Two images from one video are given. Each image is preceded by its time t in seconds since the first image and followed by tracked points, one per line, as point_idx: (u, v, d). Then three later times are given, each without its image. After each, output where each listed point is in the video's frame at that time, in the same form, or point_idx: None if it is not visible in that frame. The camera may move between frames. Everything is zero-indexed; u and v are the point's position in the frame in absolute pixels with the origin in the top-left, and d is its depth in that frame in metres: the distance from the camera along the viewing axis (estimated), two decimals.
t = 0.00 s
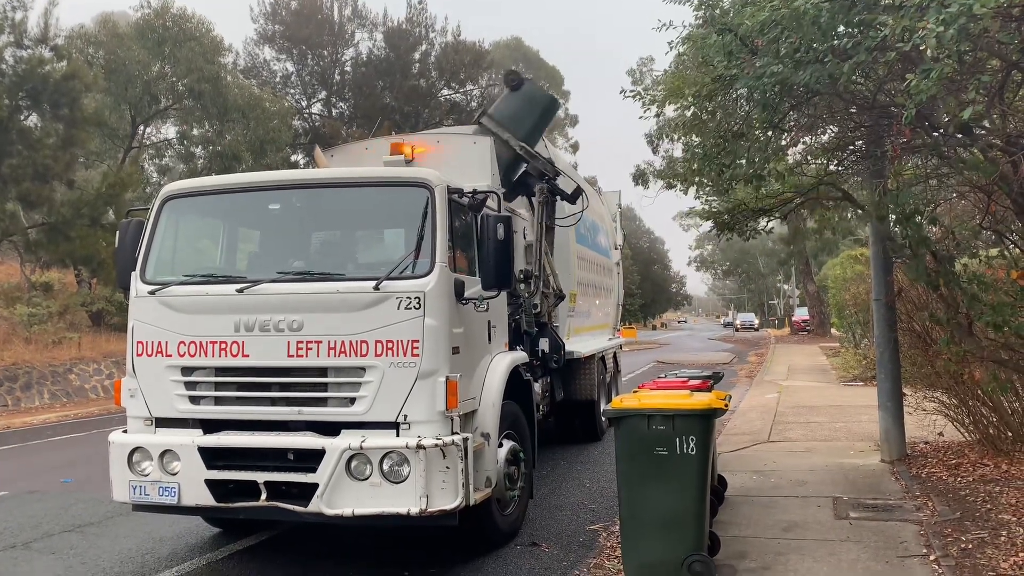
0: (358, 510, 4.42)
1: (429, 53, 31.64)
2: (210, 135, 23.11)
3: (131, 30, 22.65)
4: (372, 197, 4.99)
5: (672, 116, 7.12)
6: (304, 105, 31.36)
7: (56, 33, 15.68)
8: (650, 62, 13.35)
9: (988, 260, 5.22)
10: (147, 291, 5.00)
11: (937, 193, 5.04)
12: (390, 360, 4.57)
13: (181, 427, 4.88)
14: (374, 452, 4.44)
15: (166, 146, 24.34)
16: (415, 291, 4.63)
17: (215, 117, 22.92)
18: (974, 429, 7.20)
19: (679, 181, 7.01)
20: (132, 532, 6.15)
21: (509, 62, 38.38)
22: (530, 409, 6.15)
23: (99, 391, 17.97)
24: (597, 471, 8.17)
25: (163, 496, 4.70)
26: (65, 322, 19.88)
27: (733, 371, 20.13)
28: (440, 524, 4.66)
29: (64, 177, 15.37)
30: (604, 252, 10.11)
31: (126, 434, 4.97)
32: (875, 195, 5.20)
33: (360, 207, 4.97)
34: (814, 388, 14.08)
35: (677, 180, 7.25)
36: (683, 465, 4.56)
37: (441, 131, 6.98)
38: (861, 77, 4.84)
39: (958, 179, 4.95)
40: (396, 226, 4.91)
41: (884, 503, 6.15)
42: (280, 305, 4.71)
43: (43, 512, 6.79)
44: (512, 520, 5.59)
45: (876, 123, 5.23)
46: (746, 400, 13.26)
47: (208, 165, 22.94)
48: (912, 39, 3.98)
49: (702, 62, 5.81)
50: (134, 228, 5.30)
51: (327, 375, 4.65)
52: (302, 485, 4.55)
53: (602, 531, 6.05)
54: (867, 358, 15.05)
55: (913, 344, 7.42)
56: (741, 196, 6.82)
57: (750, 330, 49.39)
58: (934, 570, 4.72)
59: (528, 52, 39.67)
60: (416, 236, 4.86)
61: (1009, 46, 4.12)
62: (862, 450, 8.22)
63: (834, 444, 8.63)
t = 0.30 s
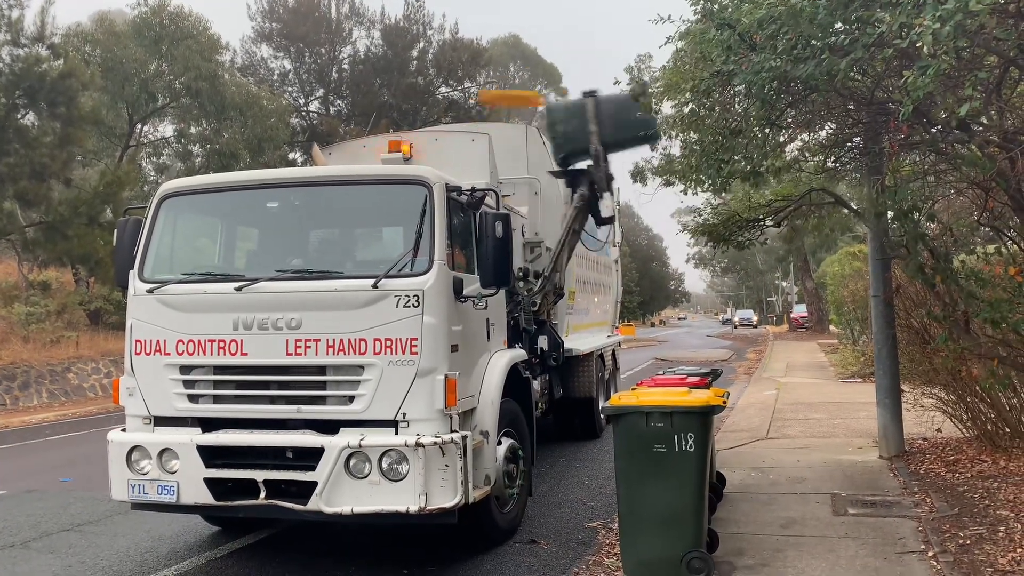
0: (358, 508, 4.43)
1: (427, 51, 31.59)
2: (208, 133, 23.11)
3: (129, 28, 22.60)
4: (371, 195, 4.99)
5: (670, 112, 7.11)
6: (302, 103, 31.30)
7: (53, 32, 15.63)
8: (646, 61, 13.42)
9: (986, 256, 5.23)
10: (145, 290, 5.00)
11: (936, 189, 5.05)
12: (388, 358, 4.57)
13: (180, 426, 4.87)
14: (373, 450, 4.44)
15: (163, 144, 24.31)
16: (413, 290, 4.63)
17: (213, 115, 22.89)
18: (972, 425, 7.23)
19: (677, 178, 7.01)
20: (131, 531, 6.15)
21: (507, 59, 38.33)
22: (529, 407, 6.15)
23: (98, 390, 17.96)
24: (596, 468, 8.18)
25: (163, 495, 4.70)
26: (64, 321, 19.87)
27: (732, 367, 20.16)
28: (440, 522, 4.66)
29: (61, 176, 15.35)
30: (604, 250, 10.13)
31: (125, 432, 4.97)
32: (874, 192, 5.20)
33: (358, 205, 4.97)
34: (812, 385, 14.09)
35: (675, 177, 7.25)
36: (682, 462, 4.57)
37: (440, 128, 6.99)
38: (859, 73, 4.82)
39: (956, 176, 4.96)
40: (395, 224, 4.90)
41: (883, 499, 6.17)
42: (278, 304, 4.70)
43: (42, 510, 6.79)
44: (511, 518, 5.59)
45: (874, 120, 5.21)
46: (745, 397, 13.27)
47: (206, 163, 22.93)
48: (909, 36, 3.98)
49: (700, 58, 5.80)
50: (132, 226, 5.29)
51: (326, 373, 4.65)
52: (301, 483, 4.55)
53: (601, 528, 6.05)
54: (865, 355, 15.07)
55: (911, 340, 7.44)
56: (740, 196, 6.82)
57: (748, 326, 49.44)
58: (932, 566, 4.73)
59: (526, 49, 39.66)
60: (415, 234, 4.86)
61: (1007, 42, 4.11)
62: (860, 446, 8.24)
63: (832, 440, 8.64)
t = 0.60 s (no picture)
0: (353, 507, 4.42)
1: (421, 48, 31.53)
2: (202, 131, 23.07)
3: (122, 26, 22.51)
4: (365, 194, 4.98)
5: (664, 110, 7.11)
6: (296, 101, 31.22)
7: (46, 29, 15.54)
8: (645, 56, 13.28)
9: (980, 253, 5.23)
10: (138, 288, 4.98)
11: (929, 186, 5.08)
12: (383, 356, 4.57)
13: (174, 425, 4.86)
14: (368, 449, 4.43)
15: (157, 143, 24.22)
16: (408, 288, 4.62)
17: (207, 113, 22.83)
18: (965, 421, 7.24)
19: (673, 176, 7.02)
20: (125, 530, 6.13)
21: (501, 56, 38.25)
22: (524, 404, 6.15)
23: (92, 389, 17.91)
24: (592, 466, 8.19)
25: (157, 494, 4.69)
26: (57, 321, 19.78)
27: (727, 364, 20.20)
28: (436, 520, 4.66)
29: (55, 174, 15.28)
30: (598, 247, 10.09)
31: (119, 431, 4.95)
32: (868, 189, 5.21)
33: (353, 204, 4.96)
34: (807, 382, 14.12)
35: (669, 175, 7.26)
36: (677, 459, 4.57)
37: (434, 125, 6.99)
38: (853, 70, 4.82)
39: (949, 173, 4.96)
40: (389, 222, 4.89)
41: (877, 496, 6.18)
42: (272, 302, 4.69)
43: (36, 511, 6.77)
44: (507, 516, 5.59)
45: (868, 117, 5.24)
46: (740, 394, 13.29)
47: (200, 162, 22.90)
48: (902, 34, 3.99)
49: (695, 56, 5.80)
50: (126, 225, 5.27)
51: (320, 372, 4.65)
52: (296, 481, 4.54)
53: (597, 525, 6.06)
54: (860, 351, 15.10)
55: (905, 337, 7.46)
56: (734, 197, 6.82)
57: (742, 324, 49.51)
58: (926, 562, 4.74)
59: (520, 46, 39.61)
60: (409, 232, 4.84)
61: (999, 39, 4.13)
62: (855, 443, 8.26)
63: (827, 437, 8.66)
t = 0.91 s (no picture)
0: (342, 504, 4.41)
1: (410, 44, 31.41)
2: (190, 127, 22.96)
3: (109, 21, 22.32)
4: (353, 190, 4.96)
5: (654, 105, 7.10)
6: (285, 97, 31.06)
7: (31, 24, 15.39)
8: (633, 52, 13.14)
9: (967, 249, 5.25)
10: (125, 285, 4.94)
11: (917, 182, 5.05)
12: (372, 353, 4.55)
13: (162, 422, 4.84)
14: (357, 446, 4.42)
15: (145, 139, 24.05)
16: (397, 284, 4.61)
17: (195, 108, 22.69)
18: (952, 415, 7.33)
19: (662, 172, 7.03)
20: (113, 529, 6.09)
21: (491, 52, 38.16)
22: (514, 401, 6.14)
23: (79, 386, 17.79)
24: (581, 461, 8.20)
25: (144, 492, 4.66)
26: (44, 318, 19.63)
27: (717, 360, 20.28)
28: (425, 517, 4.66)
29: (41, 171, 15.14)
30: (587, 244, 10.08)
31: (105, 429, 4.92)
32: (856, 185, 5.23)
33: (341, 200, 4.94)
34: (795, 377, 14.19)
35: (659, 170, 7.27)
36: (666, 454, 4.59)
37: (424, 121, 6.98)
38: (840, 67, 4.84)
39: (936, 169, 4.94)
40: (378, 219, 4.87)
41: (865, 490, 6.22)
42: (260, 299, 4.67)
43: (22, 509, 6.72)
44: (496, 512, 5.59)
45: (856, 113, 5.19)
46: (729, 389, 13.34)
47: (189, 158, 22.79)
48: (889, 30, 4.01)
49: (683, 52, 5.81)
50: (112, 221, 5.23)
51: (309, 369, 4.63)
52: (285, 478, 4.53)
53: (587, 521, 6.07)
54: (849, 347, 15.16)
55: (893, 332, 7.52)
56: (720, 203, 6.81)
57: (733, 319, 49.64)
58: (913, 555, 4.78)
59: (510, 42, 39.54)
60: (398, 228, 4.83)
61: (985, 35, 4.16)
62: (843, 437, 8.31)
63: (815, 432, 8.70)
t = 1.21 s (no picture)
0: (323, 497, 4.40)
1: (393, 37, 31.23)
2: (170, 120, 22.74)
3: (87, 12, 22.00)
4: (334, 183, 4.93)
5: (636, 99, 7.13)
6: (266, 89, 30.83)
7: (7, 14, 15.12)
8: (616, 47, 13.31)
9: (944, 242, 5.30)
10: (103, 279, 4.89)
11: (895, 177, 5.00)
12: (353, 346, 4.54)
13: (141, 416, 4.79)
14: (338, 439, 4.41)
15: (125, 132, 23.78)
16: (378, 277, 4.59)
17: (175, 101, 22.45)
18: (929, 407, 7.41)
19: (644, 166, 7.07)
20: (92, 524, 6.04)
21: (474, 45, 38.02)
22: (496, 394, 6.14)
23: (58, 381, 17.60)
24: (564, 454, 8.22)
25: (123, 487, 4.62)
26: (22, 313, 19.38)
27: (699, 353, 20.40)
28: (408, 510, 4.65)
29: (18, 163, 14.92)
30: (570, 237, 10.10)
31: (84, 424, 4.87)
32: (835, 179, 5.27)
33: (321, 193, 4.91)
34: (776, 370, 14.30)
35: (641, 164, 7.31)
36: (647, 446, 4.61)
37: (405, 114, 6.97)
38: (819, 61, 4.87)
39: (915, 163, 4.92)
40: (359, 211, 4.85)
41: (844, 481, 6.29)
42: (240, 292, 4.64)
43: None
44: (479, 504, 5.60)
45: (835, 107, 5.19)
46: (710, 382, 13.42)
47: (169, 151, 22.60)
48: (867, 24, 4.05)
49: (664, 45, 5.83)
50: (90, 214, 5.17)
51: (290, 362, 4.61)
52: (266, 472, 4.51)
53: (569, 513, 6.09)
54: (829, 339, 15.30)
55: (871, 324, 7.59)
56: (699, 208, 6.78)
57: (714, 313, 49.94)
58: (890, 545, 4.83)
59: (493, 35, 39.40)
60: (380, 221, 4.81)
61: (962, 30, 4.20)
62: (822, 429, 8.39)
63: (795, 424, 8.78)
